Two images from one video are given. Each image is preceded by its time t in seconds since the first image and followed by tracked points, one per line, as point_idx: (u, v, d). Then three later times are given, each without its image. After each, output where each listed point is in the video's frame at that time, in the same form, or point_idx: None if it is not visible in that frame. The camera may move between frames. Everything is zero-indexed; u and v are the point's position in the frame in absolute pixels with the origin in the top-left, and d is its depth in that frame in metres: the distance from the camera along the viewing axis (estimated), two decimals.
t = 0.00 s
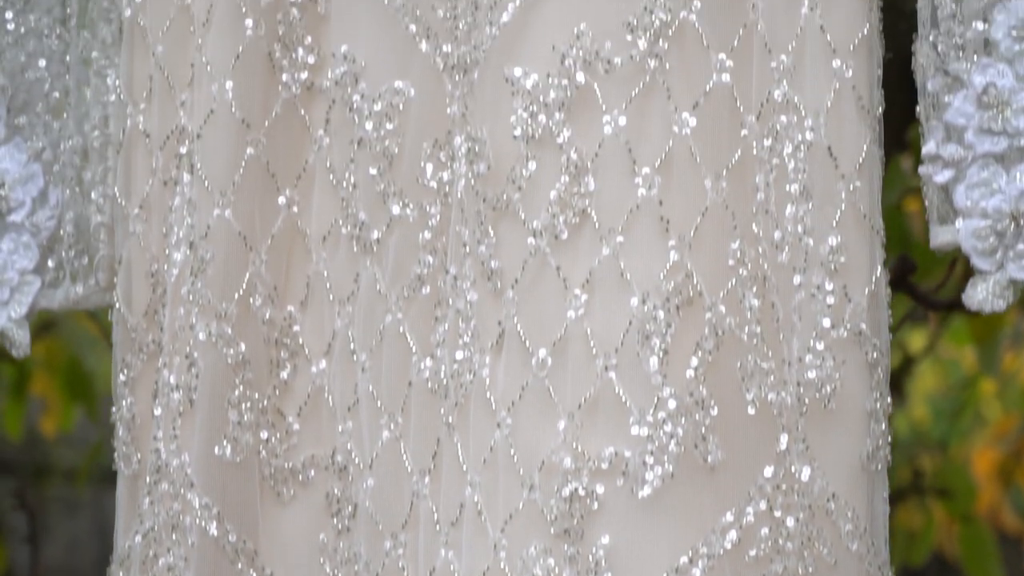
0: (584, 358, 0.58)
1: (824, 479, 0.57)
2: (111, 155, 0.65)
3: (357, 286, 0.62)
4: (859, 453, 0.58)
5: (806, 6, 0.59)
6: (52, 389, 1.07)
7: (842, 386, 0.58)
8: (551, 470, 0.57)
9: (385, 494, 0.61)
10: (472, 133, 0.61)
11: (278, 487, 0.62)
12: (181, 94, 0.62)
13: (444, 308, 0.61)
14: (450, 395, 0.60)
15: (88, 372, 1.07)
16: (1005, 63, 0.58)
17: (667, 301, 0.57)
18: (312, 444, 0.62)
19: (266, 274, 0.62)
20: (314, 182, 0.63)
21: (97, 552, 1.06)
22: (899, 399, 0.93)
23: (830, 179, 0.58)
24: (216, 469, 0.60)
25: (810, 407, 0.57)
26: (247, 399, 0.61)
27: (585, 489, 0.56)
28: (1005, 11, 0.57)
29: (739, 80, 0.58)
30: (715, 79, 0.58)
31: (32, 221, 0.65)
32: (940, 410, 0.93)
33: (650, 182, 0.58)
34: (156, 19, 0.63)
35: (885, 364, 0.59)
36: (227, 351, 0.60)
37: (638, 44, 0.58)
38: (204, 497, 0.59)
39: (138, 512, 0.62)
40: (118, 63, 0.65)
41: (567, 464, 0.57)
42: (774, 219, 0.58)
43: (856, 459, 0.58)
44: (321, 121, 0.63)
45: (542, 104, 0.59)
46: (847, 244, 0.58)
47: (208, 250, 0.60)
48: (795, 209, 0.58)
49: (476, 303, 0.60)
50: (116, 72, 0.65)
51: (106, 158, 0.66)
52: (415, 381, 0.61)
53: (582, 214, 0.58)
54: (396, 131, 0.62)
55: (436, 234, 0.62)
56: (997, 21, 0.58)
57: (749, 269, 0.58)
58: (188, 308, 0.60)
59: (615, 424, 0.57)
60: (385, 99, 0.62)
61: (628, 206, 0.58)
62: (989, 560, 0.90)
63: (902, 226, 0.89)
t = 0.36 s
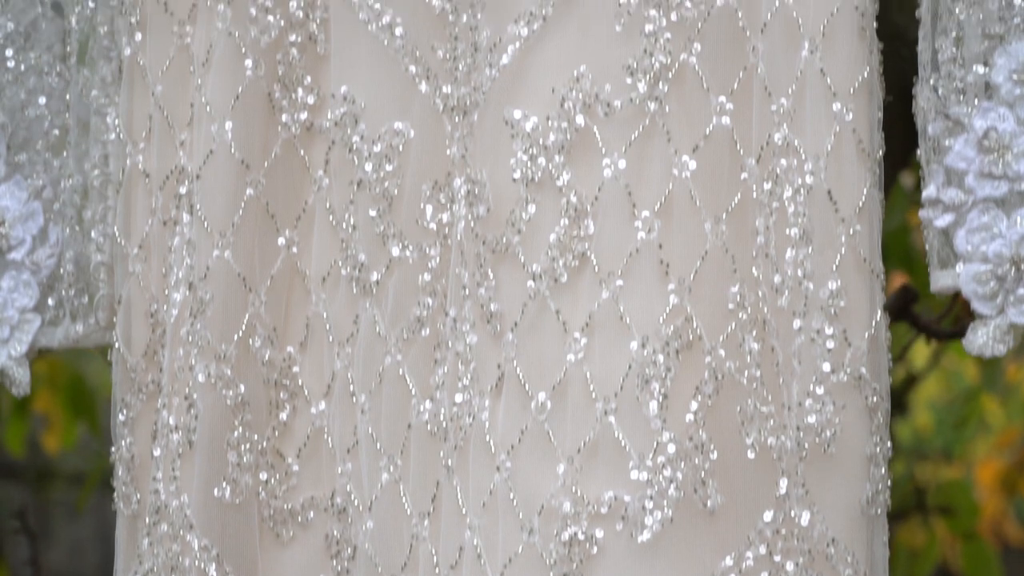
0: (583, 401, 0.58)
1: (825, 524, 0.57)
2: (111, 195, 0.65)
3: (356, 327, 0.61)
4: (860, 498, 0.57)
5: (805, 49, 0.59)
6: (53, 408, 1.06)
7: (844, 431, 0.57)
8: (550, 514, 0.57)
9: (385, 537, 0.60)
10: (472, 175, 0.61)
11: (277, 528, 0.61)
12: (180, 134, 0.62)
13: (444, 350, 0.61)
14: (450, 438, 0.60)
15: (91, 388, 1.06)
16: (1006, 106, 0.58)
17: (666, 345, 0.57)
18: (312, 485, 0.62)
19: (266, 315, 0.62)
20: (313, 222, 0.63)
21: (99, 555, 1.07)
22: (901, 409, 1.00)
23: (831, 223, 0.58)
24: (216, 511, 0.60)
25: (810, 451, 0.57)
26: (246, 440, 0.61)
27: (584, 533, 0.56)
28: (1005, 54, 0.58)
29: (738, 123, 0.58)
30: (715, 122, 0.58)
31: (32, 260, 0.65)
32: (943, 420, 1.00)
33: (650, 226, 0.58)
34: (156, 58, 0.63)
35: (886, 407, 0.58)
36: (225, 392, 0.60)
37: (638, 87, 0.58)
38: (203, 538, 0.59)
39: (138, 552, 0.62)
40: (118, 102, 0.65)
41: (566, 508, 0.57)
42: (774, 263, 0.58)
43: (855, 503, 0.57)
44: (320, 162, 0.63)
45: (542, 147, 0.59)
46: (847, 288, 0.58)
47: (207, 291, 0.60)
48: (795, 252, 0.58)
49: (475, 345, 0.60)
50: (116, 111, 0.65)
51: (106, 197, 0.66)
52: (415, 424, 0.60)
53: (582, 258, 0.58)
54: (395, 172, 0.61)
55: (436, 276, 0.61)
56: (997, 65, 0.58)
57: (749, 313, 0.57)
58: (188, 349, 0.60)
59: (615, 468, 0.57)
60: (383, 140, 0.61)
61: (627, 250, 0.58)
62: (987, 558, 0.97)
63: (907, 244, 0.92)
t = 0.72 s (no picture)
0: (581, 443, 0.57)
1: (822, 567, 0.57)
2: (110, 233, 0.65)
3: (354, 367, 0.61)
4: (859, 540, 0.57)
5: (803, 89, 0.59)
6: (51, 424, 1.09)
7: (842, 475, 0.57)
8: (548, 557, 0.56)
9: None
10: (471, 216, 0.60)
11: (274, 568, 0.62)
12: (179, 173, 0.62)
13: (442, 392, 0.61)
14: (448, 479, 0.60)
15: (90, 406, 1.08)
16: (1005, 148, 0.57)
17: (665, 388, 0.57)
18: (310, 525, 0.62)
19: (263, 354, 0.62)
20: (311, 261, 0.63)
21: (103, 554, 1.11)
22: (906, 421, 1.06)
23: (830, 266, 0.58)
24: (214, 552, 0.60)
25: (808, 494, 0.57)
26: (244, 480, 0.61)
27: None
28: (1005, 97, 0.58)
29: (738, 164, 0.58)
30: (714, 163, 0.58)
31: (31, 296, 0.65)
32: (948, 425, 1.06)
33: (648, 267, 0.57)
34: (154, 95, 0.63)
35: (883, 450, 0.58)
36: (223, 433, 0.60)
37: (636, 128, 0.58)
38: None
39: None
40: (117, 138, 0.65)
41: (563, 551, 0.56)
42: (772, 305, 0.58)
43: (854, 545, 0.57)
44: (318, 201, 0.63)
45: (541, 188, 0.59)
46: (847, 331, 0.58)
47: (205, 330, 0.60)
48: (793, 295, 0.58)
49: (474, 387, 0.59)
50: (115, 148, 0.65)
51: (105, 235, 0.66)
52: (413, 465, 0.60)
53: (580, 300, 0.58)
54: (393, 212, 0.61)
55: (434, 316, 0.61)
56: (997, 107, 0.58)
57: (748, 355, 0.57)
58: (186, 389, 0.60)
59: (612, 512, 0.56)
60: (381, 180, 0.61)
61: (626, 291, 0.58)
62: (986, 572, 1.05)
63: (908, 264, 0.96)
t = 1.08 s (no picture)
0: (579, 489, 0.56)
1: None
2: (108, 273, 0.65)
3: (352, 411, 0.62)
4: None
5: (802, 133, 0.59)
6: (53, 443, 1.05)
7: (840, 521, 0.57)
8: None
9: None
10: (468, 260, 0.60)
11: None
12: (176, 214, 0.62)
13: (439, 436, 0.61)
14: (445, 523, 0.59)
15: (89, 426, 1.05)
16: (1004, 194, 0.57)
17: (663, 434, 0.56)
18: (307, 567, 0.62)
19: (261, 397, 0.62)
20: (309, 304, 0.63)
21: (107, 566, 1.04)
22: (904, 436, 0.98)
23: (828, 311, 0.58)
24: None
25: (806, 541, 0.57)
26: (242, 523, 0.61)
27: None
28: (1005, 141, 0.57)
29: (736, 209, 0.58)
30: (712, 208, 0.58)
31: (29, 335, 0.65)
32: (951, 437, 0.96)
33: (647, 312, 0.57)
34: (152, 136, 0.63)
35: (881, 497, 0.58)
36: (221, 475, 0.60)
37: (634, 173, 0.57)
38: None
39: None
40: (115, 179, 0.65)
41: None
42: (771, 350, 0.58)
43: None
44: (317, 244, 0.63)
45: (538, 232, 0.58)
46: (844, 376, 0.58)
47: (202, 373, 0.60)
48: (791, 340, 0.58)
49: (471, 431, 0.59)
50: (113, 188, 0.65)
51: (102, 274, 0.66)
52: (410, 509, 0.60)
53: (577, 345, 0.57)
54: (391, 255, 0.62)
55: (432, 359, 0.62)
56: (996, 152, 0.57)
57: (746, 401, 0.57)
58: (183, 432, 0.60)
59: (610, 558, 0.56)
60: (380, 223, 0.62)
61: (624, 337, 0.57)
62: None
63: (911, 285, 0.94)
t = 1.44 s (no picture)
0: (571, 537, 0.56)
1: None
2: (100, 315, 0.64)
3: (344, 455, 0.62)
4: None
5: (795, 178, 0.59)
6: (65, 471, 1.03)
7: (834, 569, 0.57)
8: None
9: None
10: (460, 304, 0.60)
11: None
12: (168, 258, 0.62)
13: (431, 481, 0.61)
14: (438, 569, 0.59)
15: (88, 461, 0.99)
16: (998, 241, 0.57)
17: (655, 480, 0.56)
18: None
19: (253, 442, 0.62)
20: (301, 347, 0.63)
21: None
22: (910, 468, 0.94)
23: (820, 358, 0.58)
24: None
25: None
26: (234, 568, 0.61)
27: None
28: (997, 188, 0.57)
29: (727, 256, 0.58)
30: (704, 254, 0.58)
31: (23, 376, 0.65)
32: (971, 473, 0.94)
33: (639, 358, 0.57)
34: (144, 178, 0.63)
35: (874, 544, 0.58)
36: (213, 520, 0.60)
37: (626, 219, 0.57)
38: None
39: None
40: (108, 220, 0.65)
41: None
42: (763, 397, 0.58)
43: None
44: (309, 287, 0.63)
45: (530, 278, 0.58)
46: (836, 423, 0.58)
47: (194, 418, 0.60)
48: (784, 387, 0.58)
49: (463, 476, 0.59)
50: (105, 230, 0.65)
51: (94, 316, 0.65)
52: (402, 554, 0.61)
53: (570, 392, 0.57)
54: (384, 299, 0.62)
55: (424, 405, 0.62)
56: (989, 199, 0.57)
57: (737, 448, 0.57)
58: (175, 476, 0.60)
59: None
60: (372, 267, 0.62)
61: (615, 384, 0.57)
62: None
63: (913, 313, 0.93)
